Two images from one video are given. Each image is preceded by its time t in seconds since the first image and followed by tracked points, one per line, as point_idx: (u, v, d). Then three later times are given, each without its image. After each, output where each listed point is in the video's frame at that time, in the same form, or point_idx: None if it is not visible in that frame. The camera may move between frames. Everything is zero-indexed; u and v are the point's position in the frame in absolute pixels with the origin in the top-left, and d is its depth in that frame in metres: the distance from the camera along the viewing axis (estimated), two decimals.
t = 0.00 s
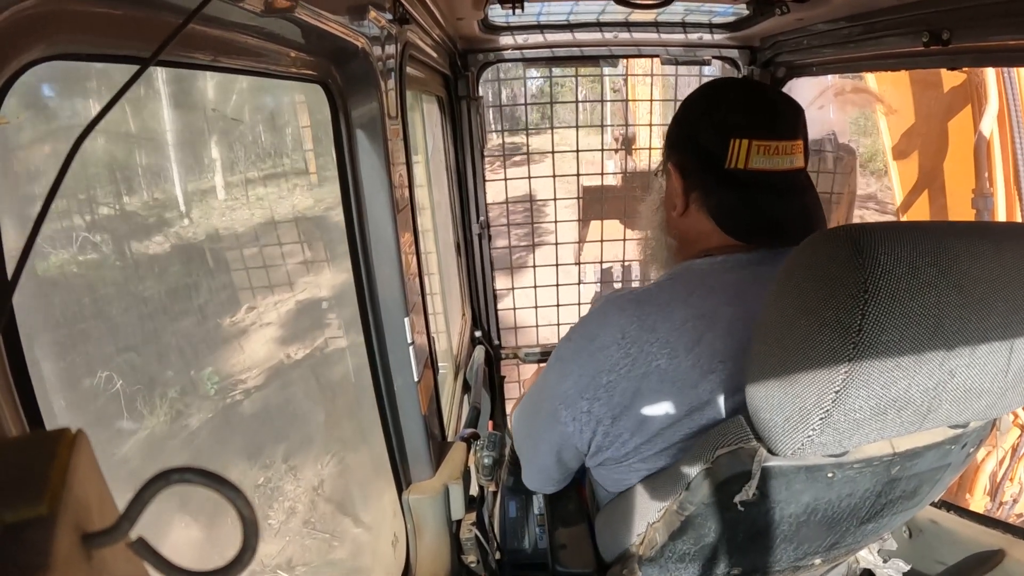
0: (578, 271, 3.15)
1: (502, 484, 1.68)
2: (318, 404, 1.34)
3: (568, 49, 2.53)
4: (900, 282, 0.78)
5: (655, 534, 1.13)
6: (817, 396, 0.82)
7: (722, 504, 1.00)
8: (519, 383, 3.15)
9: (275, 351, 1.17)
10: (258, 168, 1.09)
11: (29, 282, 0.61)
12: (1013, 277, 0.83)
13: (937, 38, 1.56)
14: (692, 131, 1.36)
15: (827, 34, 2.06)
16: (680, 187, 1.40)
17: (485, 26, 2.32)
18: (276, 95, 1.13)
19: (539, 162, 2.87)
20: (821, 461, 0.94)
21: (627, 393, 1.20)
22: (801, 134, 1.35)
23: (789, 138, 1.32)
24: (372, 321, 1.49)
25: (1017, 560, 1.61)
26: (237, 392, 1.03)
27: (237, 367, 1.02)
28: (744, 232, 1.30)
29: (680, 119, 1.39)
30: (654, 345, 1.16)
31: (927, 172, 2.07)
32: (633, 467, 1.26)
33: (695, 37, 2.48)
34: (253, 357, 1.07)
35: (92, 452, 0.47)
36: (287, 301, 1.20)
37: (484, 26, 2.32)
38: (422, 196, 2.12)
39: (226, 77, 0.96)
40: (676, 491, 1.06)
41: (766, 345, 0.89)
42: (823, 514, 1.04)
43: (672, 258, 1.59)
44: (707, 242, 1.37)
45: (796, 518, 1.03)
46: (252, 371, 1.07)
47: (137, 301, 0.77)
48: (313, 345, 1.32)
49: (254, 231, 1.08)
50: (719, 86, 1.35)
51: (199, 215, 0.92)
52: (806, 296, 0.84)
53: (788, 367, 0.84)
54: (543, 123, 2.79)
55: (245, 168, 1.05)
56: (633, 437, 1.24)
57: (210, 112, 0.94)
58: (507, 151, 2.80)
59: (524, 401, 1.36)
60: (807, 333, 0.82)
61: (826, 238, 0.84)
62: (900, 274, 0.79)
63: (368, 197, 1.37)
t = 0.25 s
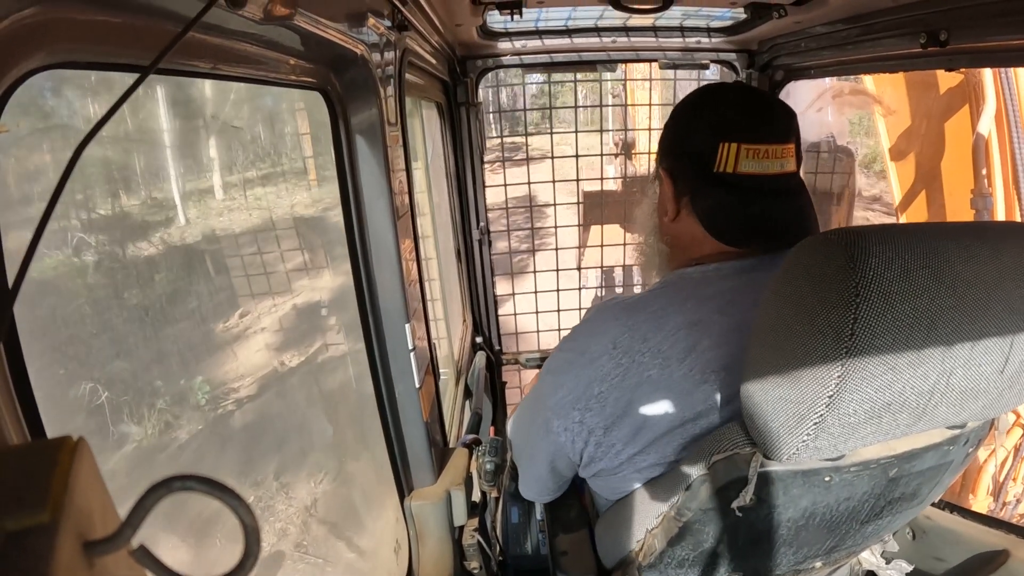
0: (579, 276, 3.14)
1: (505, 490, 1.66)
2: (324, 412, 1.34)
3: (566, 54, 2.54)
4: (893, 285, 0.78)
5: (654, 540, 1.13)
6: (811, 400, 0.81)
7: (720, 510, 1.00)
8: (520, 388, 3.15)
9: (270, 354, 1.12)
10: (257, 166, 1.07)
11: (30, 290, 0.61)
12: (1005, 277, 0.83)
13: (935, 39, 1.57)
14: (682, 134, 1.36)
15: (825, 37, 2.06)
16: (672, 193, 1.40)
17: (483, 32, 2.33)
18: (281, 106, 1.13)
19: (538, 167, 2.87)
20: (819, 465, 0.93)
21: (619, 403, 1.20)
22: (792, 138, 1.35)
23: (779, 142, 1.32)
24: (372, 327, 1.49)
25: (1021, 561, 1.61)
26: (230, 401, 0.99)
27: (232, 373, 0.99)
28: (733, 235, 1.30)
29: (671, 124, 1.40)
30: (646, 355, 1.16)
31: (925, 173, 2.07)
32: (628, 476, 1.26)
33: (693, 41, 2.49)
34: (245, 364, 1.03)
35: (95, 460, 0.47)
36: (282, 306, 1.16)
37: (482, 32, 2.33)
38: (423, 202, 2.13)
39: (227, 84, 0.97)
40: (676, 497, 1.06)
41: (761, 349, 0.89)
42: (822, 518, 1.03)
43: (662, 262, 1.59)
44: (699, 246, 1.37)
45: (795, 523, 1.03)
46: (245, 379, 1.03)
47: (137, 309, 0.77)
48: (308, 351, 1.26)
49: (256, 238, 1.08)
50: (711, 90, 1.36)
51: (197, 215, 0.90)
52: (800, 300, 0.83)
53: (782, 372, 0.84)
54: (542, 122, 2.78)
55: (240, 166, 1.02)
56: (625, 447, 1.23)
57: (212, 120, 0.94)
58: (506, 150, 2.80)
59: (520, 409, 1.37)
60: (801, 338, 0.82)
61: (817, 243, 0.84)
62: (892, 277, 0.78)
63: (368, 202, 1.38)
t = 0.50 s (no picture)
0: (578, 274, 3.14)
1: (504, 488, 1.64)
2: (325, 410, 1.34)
3: (566, 53, 2.54)
4: (889, 278, 0.78)
5: (653, 535, 1.13)
6: (808, 393, 0.81)
7: (717, 504, 1.00)
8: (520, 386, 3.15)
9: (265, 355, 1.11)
10: (256, 165, 1.07)
11: (28, 289, 0.61)
12: (1001, 271, 0.83)
13: (935, 39, 1.57)
14: (655, 134, 1.38)
15: (825, 36, 2.06)
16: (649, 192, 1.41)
17: (483, 30, 2.33)
18: (281, 106, 1.14)
19: (538, 166, 2.87)
20: (816, 460, 0.93)
21: (607, 396, 1.19)
22: (766, 132, 1.34)
23: (751, 136, 1.32)
24: (372, 326, 1.49)
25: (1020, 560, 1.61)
26: (220, 411, 0.97)
27: (224, 381, 0.97)
28: (706, 228, 1.29)
29: (646, 125, 1.41)
30: (632, 349, 1.16)
31: (926, 173, 2.07)
32: (623, 470, 1.25)
33: (693, 39, 2.49)
34: (238, 371, 1.01)
35: (94, 459, 0.47)
36: (279, 309, 1.15)
37: (482, 30, 2.33)
38: (422, 200, 2.13)
39: (227, 84, 0.96)
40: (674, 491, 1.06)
41: (758, 343, 0.89)
42: (820, 513, 1.03)
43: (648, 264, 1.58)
44: (678, 243, 1.37)
45: (792, 518, 1.03)
46: (238, 387, 1.01)
47: (135, 308, 0.77)
48: (306, 355, 1.26)
49: (256, 237, 1.08)
50: (682, 89, 1.37)
51: (194, 214, 0.90)
52: (796, 294, 0.84)
53: (779, 365, 0.84)
54: (543, 121, 2.78)
55: (233, 161, 1.00)
56: (616, 440, 1.23)
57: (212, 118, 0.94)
58: (506, 150, 2.80)
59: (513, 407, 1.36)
60: (797, 332, 0.82)
61: (813, 237, 0.84)
62: (888, 270, 0.79)
63: (367, 200, 1.37)
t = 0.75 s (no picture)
0: (578, 275, 3.14)
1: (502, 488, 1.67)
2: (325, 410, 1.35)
3: (566, 53, 2.54)
4: (901, 285, 0.78)
5: (656, 539, 1.13)
6: (819, 399, 0.81)
7: (723, 509, 1.00)
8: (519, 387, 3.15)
9: (257, 365, 1.08)
10: (254, 165, 1.07)
11: (26, 289, 0.61)
12: (1013, 280, 0.83)
13: (934, 39, 1.57)
14: (676, 136, 1.38)
15: (824, 36, 2.06)
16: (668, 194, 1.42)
17: (482, 30, 2.33)
18: (280, 106, 1.14)
19: (538, 166, 2.87)
20: (824, 465, 0.93)
21: (622, 397, 1.19)
22: (786, 133, 1.35)
23: (773, 138, 1.32)
24: (372, 326, 1.49)
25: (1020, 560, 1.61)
26: (211, 420, 0.95)
27: (216, 388, 0.96)
28: (728, 228, 1.29)
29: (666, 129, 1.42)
30: (651, 350, 1.16)
31: (926, 174, 2.08)
32: (633, 472, 1.26)
33: (692, 40, 2.49)
34: (231, 377, 1.00)
35: (93, 458, 0.47)
36: (274, 311, 1.14)
37: (482, 30, 2.33)
38: (422, 201, 2.12)
39: (227, 84, 0.96)
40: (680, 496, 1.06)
41: (769, 349, 0.89)
42: (825, 518, 1.03)
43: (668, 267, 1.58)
44: (698, 244, 1.37)
45: (798, 523, 1.03)
46: (230, 395, 0.99)
47: (135, 308, 0.78)
48: (297, 363, 1.23)
49: (255, 238, 1.08)
50: (703, 92, 1.38)
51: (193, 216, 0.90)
52: (808, 300, 0.84)
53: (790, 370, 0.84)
54: (543, 121, 2.77)
55: (239, 165, 1.03)
56: (630, 441, 1.23)
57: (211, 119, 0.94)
58: (505, 150, 2.80)
59: (522, 406, 1.36)
60: (809, 338, 0.82)
61: (826, 243, 0.84)
62: (900, 277, 0.79)
63: (367, 201, 1.37)
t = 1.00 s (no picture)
0: (580, 277, 3.14)
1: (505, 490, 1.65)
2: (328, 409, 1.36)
3: (568, 56, 2.55)
4: (902, 279, 0.78)
5: (660, 536, 1.12)
6: (820, 393, 0.81)
7: (725, 504, 0.99)
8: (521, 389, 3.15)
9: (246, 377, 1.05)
10: (254, 165, 1.06)
11: (29, 289, 0.61)
12: (1014, 274, 0.83)
13: (936, 40, 1.57)
14: (702, 132, 1.37)
15: (827, 38, 2.06)
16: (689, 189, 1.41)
17: (485, 33, 2.34)
18: (281, 110, 1.13)
19: (540, 168, 2.87)
20: (826, 461, 0.93)
21: (629, 398, 1.20)
22: (815, 137, 1.34)
23: (801, 140, 1.31)
24: (374, 328, 1.49)
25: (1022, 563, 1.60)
26: (199, 433, 0.91)
27: (205, 398, 0.93)
28: (749, 232, 1.30)
29: (692, 121, 1.40)
30: (660, 352, 1.16)
31: (928, 177, 2.10)
32: (637, 472, 1.26)
33: (694, 42, 2.49)
34: (219, 389, 0.96)
35: (94, 458, 0.47)
36: (265, 319, 1.10)
37: (484, 33, 2.34)
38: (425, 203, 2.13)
39: (230, 86, 0.97)
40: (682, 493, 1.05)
41: (772, 344, 0.89)
42: (828, 515, 1.03)
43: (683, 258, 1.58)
44: (716, 243, 1.37)
45: (801, 519, 1.02)
46: (219, 405, 0.96)
47: (138, 309, 0.78)
48: (287, 374, 1.19)
49: (257, 239, 1.08)
50: (733, 88, 1.36)
51: (191, 215, 0.89)
52: (810, 294, 0.83)
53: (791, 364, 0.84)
54: (543, 122, 2.77)
55: (238, 165, 1.02)
56: (637, 442, 1.23)
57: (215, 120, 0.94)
58: (507, 151, 2.79)
59: (528, 404, 1.36)
60: (811, 331, 0.82)
61: (828, 236, 0.84)
62: (902, 271, 0.78)
63: (369, 203, 1.38)
